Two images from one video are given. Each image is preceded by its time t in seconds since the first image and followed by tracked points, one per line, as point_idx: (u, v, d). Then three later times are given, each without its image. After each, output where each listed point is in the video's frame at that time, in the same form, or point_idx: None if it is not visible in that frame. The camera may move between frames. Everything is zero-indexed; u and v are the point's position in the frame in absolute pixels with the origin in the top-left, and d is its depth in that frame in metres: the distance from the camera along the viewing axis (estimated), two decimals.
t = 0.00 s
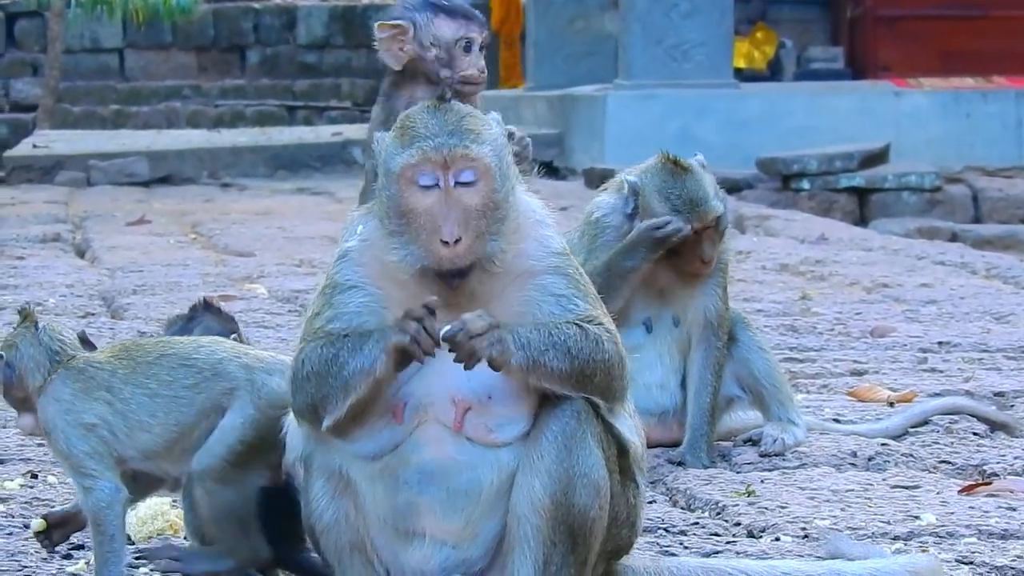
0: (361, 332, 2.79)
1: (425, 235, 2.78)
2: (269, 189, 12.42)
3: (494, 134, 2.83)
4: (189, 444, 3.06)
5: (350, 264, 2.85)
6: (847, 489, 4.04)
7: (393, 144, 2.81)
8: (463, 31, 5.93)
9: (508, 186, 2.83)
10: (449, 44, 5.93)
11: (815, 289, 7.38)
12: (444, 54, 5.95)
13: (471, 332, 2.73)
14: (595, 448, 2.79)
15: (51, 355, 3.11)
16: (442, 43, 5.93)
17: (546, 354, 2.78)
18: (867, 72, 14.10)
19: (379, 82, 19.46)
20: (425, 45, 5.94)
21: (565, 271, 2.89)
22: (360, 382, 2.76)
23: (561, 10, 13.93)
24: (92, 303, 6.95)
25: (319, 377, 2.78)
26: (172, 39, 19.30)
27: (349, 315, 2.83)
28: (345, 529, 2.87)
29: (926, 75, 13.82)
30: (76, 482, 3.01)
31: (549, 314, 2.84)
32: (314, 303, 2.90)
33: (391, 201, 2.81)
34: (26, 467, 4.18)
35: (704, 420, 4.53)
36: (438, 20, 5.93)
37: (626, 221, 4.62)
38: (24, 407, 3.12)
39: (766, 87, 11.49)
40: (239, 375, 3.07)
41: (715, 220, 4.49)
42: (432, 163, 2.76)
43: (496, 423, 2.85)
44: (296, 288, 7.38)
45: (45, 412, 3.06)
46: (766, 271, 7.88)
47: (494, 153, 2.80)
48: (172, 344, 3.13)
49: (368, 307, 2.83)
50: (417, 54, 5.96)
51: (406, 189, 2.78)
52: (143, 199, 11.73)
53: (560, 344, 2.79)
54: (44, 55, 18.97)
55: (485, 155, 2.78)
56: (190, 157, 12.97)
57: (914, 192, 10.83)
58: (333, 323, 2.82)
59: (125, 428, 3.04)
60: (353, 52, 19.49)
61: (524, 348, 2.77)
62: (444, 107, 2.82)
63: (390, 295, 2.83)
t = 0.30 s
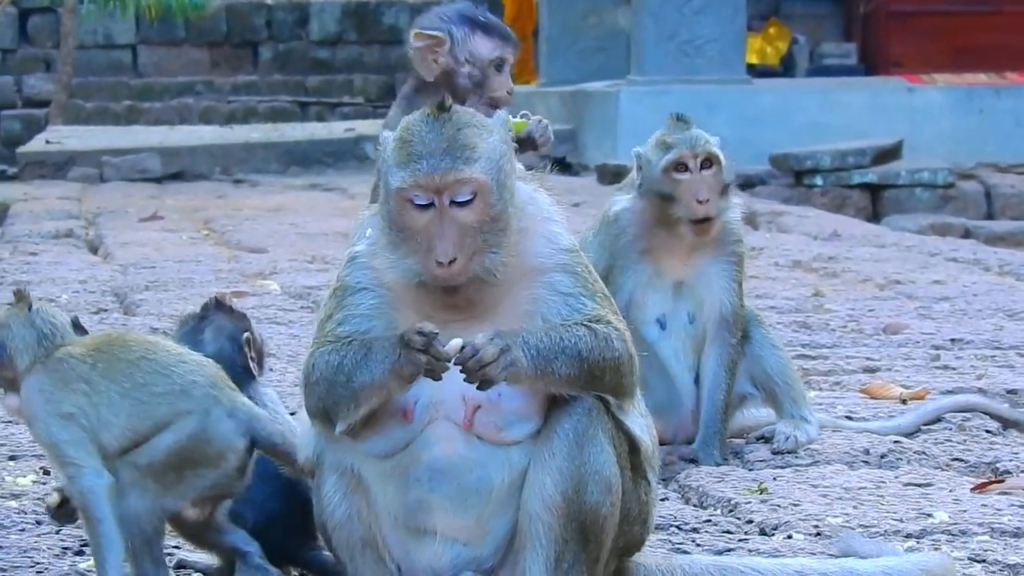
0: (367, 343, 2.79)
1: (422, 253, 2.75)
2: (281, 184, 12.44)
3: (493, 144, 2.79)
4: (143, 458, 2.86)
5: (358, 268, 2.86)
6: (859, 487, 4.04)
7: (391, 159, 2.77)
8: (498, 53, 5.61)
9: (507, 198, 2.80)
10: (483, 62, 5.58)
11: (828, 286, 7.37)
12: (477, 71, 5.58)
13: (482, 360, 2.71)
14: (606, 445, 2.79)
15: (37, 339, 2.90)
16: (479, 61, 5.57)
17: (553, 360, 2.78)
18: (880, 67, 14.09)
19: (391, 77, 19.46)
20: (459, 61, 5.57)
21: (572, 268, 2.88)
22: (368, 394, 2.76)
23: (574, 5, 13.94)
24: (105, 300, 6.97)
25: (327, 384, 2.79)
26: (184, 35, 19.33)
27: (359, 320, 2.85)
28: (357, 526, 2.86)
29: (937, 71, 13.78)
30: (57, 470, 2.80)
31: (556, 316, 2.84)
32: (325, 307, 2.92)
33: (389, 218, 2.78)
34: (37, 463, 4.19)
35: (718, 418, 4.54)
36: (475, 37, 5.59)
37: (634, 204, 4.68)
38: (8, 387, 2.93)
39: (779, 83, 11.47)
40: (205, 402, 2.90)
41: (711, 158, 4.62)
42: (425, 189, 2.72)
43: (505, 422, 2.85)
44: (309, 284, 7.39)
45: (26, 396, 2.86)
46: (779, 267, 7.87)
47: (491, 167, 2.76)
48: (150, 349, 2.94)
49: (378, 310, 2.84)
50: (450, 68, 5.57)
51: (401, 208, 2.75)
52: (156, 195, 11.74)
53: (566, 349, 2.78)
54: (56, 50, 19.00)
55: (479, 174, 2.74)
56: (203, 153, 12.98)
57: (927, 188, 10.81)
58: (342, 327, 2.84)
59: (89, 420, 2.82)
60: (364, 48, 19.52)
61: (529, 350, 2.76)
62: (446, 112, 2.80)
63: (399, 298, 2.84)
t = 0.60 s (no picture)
0: (387, 346, 2.79)
1: (443, 262, 2.76)
2: (297, 183, 12.46)
3: (512, 152, 2.79)
4: (75, 428, 3.05)
5: (375, 271, 2.86)
6: (876, 489, 4.04)
7: (412, 165, 2.77)
8: (501, 60, 5.13)
9: (527, 205, 2.80)
10: (488, 69, 5.10)
11: (844, 288, 7.36)
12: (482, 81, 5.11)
13: (494, 365, 2.71)
14: (625, 447, 2.80)
15: (26, 288, 3.11)
16: (484, 71, 5.09)
17: (573, 363, 2.78)
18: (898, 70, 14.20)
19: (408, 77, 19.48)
20: (462, 74, 5.09)
21: (591, 269, 2.89)
22: (388, 398, 2.77)
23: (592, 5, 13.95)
24: (122, 297, 7.00)
25: (345, 388, 2.79)
26: (201, 33, 19.36)
27: (377, 322, 2.85)
28: (374, 526, 2.87)
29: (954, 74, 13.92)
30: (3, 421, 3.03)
31: (576, 317, 2.85)
32: (342, 309, 2.92)
33: (409, 228, 2.78)
34: (54, 460, 4.22)
35: (733, 420, 4.55)
36: (477, 45, 5.12)
37: (678, 202, 4.68)
38: None
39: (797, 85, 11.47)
40: (140, 393, 3.01)
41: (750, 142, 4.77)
42: (446, 201, 2.71)
43: (524, 422, 2.85)
44: (325, 283, 7.40)
45: None
46: (795, 269, 7.87)
47: (511, 176, 2.77)
48: (111, 328, 3.07)
49: (398, 313, 2.85)
50: (456, 83, 5.10)
51: (421, 218, 2.74)
52: (172, 193, 11.78)
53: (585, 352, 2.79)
54: (74, 48, 19.08)
55: (501, 183, 2.74)
56: (220, 151, 13.02)
57: (944, 190, 10.80)
58: (360, 328, 2.84)
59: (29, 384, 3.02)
60: (382, 48, 19.51)
61: (548, 353, 2.76)
62: (466, 118, 2.80)
63: (418, 303, 2.84)
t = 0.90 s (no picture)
0: (403, 347, 2.80)
1: (462, 261, 2.77)
2: (315, 184, 12.48)
3: (528, 151, 2.80)
4: None
5: (391, 273, 2.86)
6: (894, 487, 4.04)
7: (430, 169, 2.77)
8: (520, 61, 5.38)
9: (544, 204, 2.81)
10: (504, 70, 5.33)
11: (863, 287, 7.36)
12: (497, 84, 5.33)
13: (506, 364, 2.74)
14: (642, 445, 2.80)
15: None
16: (501, 70, 5.33)
17: (592, 357, 2.79)
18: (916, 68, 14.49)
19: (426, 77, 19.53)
20: (481, 72, 5.30)
21: (606, 266, 2.89)
22: (408, 400, 2.78)
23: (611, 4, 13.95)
24: (140, 297, 7.03)
25: (362, 388, 2.80)
26: (219, 33, 19.40)
27: (392, 323, 2.85)
28: (392, 525, 2.90)
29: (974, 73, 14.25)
30: None
31: (593, 315, 2.85)
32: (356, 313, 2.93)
33: (427, 228, 2.79)
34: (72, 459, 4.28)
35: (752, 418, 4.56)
36: (494, 46, 5.34)
37: (709, 198, 4.67)
38: None
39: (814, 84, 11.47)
40: None
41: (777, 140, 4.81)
42: (463, 202, 2.72)
43: (542, 421, 2.85)
44: (343, 283, 7.42)
45: None
46: (814, 268, 7.87)
47: (529, 176, 2.77)
48: None
49: (412, 315, 2.85)
50: (473, 82, 5.28)
51: (440, 219, 2.74)
52: (191, 194, 11.82)
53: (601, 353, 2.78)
54: (91, 49, 19.15)
55: (518, 183, 2.74)
56: (238, 151, 13.06)
57: (962, 189, 10.79)
58: (375, 330, 2.85)
59: None
60: (400, 48, 19.58)
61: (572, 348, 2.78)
62: (480, 117, 2.81)
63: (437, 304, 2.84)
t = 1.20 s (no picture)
0: (419, 320, 2.78)
1: (497, 229, 2.71)
2: (330, 182, 12.50)
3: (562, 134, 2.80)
4: None
5: (407, 265, 2.87)
6: (908, 483, 4.05)
7: (463, 141, 2.74)
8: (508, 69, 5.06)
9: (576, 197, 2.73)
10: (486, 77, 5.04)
11: (876, 284, 7.36)
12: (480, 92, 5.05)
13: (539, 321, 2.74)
14: (657, 441, 2.78)
15: None
16: (487, 78, 5.04)
17: (620, 327, 2.78)
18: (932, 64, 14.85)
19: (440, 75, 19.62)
20: (466, 78, 5.04)
21: (622, 261, 2.88)
22: (432, 367, 2.78)
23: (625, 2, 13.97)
24: (153, 295, 7.06)
25: (379, 371, 2.80)
26: (233, 32, 19.41)
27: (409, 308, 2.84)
28: (405, 523, 2.91)
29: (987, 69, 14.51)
30: None
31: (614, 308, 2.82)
32: (370, 304, 2.92)
33: (460, 196, 2.72)
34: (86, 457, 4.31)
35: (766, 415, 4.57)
36: (481, 52, 5.04)
37: (728, 195, 4.65)
38: None
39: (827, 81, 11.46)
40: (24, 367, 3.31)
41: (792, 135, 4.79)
42: (511, 157, 2.66)
43: (558, 417, 2.83)
44: (356, 281, 7.43)
45: None
46: (828, 265, 7.86)
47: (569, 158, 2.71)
48: None
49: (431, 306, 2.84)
50: (457, 87, 5.04)
51: (479, 183, 2.68)
52: (204, 192, 11.85)
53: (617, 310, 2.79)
54: (105, 47, 19.18)
55: (559, 156, 2.67)
56: (252, 150, 13.08)
57: (976, 186, 10.78)
58: (390, 315, 2.84)
59: (39, 347, 3.37)
60: (414, 46, 19.64)
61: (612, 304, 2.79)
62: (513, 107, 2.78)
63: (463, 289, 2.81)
